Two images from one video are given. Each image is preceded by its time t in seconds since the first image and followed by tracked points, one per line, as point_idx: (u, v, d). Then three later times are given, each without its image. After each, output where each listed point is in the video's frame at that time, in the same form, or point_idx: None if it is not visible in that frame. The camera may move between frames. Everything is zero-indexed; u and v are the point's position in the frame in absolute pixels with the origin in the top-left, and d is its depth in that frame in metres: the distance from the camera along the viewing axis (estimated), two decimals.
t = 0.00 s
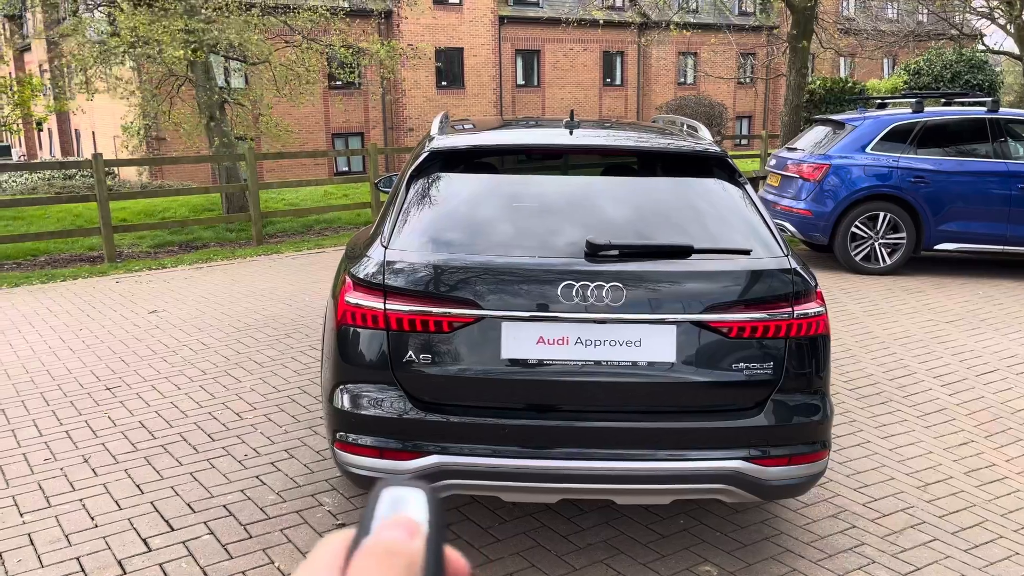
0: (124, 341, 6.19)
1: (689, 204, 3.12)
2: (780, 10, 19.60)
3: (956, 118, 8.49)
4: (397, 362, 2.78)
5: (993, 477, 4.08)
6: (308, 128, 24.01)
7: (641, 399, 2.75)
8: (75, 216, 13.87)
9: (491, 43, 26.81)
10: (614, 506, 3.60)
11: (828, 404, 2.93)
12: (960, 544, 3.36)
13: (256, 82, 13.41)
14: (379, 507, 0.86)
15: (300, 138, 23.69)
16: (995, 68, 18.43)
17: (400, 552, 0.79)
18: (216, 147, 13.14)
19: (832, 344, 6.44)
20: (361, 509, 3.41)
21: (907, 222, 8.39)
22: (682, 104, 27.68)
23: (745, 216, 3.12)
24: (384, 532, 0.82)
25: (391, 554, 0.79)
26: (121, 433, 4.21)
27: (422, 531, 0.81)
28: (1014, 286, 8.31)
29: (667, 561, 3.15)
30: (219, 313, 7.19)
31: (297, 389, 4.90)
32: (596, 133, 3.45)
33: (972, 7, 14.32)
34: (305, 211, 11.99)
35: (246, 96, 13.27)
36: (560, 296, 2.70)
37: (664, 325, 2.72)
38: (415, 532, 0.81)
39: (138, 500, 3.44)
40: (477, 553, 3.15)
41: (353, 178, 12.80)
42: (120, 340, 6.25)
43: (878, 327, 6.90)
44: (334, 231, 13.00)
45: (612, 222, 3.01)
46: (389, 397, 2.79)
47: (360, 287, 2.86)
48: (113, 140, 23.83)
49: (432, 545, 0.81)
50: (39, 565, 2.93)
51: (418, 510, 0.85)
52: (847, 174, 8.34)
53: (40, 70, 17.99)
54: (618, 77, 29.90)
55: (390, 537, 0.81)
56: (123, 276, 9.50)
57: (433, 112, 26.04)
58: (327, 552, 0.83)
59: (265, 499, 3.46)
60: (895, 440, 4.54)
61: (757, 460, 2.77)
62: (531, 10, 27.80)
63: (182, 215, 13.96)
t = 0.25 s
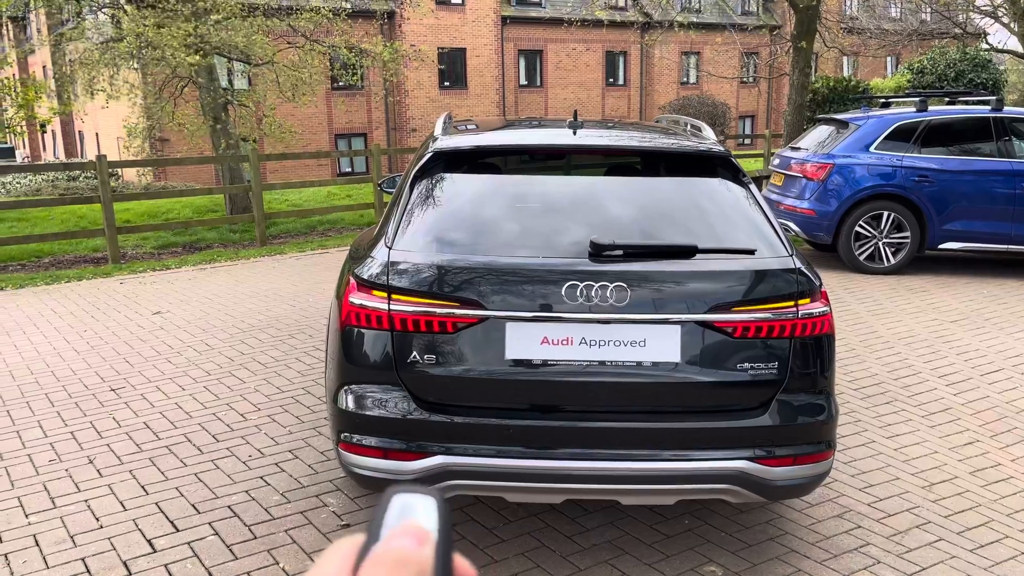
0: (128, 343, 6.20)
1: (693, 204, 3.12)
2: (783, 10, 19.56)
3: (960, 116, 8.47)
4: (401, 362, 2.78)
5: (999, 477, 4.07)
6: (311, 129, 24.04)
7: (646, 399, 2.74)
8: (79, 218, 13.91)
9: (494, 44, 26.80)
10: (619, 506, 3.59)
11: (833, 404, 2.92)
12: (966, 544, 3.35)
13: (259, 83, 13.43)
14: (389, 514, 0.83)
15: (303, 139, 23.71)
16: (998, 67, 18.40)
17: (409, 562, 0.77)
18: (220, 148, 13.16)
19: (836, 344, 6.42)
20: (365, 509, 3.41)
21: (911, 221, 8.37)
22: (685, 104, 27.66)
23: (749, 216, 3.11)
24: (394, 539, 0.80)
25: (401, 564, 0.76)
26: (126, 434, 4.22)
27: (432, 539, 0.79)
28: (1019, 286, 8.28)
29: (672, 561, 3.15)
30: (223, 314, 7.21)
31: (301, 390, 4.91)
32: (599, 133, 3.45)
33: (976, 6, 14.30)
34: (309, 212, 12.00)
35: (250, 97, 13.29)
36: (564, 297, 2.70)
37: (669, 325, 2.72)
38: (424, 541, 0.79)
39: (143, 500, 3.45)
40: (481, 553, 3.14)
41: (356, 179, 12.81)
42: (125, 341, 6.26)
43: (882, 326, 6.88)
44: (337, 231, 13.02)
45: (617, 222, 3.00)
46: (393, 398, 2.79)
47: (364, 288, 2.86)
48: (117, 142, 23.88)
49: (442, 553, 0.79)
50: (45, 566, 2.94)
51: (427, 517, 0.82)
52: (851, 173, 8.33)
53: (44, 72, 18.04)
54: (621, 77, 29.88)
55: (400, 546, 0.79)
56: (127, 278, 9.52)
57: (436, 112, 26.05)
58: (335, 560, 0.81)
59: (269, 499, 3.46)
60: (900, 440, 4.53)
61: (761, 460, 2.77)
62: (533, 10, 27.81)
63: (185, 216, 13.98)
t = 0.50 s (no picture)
0: (131, 343, 6.21)
1: (696, 204, 3.12)
2: (785, 9, 19.54)
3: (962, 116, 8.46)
4: (403, 362, 2.78)
5: (1001, 476, 4.07)
6: (314, 128, 24.06)
7: (648, 399, 2.74)
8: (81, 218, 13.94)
9: (496, 43, 26.80)
10: (620, 505, 3.60)
11: (835, 403, 2.92)
12: (968, 544, 3.34)
13: (262, 84, 13.45)
14: (403, 516, 0.82)
15: (306, 139, 23.75)
16: (1001, 66, 18.36)
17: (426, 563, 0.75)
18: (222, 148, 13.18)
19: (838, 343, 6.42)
20: (368, 509, 3.41)
21: (913, 220, 8.36)
22: (688, 104, 27.64)
23: (751, 215, 3.11)
24: (410, 541, 0.79)
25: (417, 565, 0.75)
26: (129, 434, 4.23)
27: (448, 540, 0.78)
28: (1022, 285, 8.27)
29: (674, 561, 3.15)
30: (225, 314, 7.22)
31: (304, 390, 4.92)
32: (601, 133, 3.45)
33: (979, 5, 14.27)
34: (311, 212, 12.01)
35: (252, 97, 13.30)
36: (566, 296, 2.70)
37: (671, 324, 2.72)
38: (440, 542, 0.78)
39: (146, 500, 3.46)
40: (483, 553, 3.15)
41: (358, 179, 12.81)
42: (128, 341, 6.28)
43: (885, 326, 6.87)
44: (340, 231, 13.03)
45: (619, 222, 3.00)
46: (395, 397, 2.80)
47: (366, 288, 2.87)
48: (119, 142, 23.92)
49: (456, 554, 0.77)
50: (48, 565, 2.95)
51: (443, 519, 0.81)
52: (853, 172, 8.32)
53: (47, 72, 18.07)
54: (623, 77, 29.86)
55: (416, 548, 0.77)
56: (130, 278, 9.53)
57: (438, 112, 26.07)
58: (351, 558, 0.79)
59: (272, 499, 3.47)
60: (902, 439, 4.53)
61: (763, 460, 2.77)
62: (535, 9, 27.81)
63: (188, 217, 14.01)
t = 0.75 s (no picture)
0: (133, 342, 6.23)
1: (698, 203, 3.13)
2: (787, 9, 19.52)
3: (964, 115, 8.45)
4: (404, 361, 2.79)
5: (1003, 476, 4.06)
6: (316, 128, 24.09)
7: (649, 398, 2.75)
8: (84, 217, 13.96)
9: (498, 43, 26.80)
10: (621, 505, 3.60)
11: (837, 403, 2.92)
12: (970, 543, 3.34)
13: (264, 83, 13.48)
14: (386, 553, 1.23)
15: (307, 139, 23.76)
16: (1004, 65, 18.32)
17: None
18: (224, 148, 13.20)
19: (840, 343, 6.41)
20: (369, 508, 3.42)
21: (915, 220, 8.35)
22: (689, 104, 27.64)
23: (753, 215, 3.12)
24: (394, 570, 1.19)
25: None
26: (131, 433, 4.24)
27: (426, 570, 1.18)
28: None
29: (675, 561, 3.15)
30: (227, 314, 7.22)
31: (306, 389, 4.92)
32: (602, 132, 3.46)
33: (981, 4, 14.26)
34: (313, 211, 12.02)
35: (254, 96, 13.31)
36: (567, 295, 2.70)
37: (673, 323, 2.71)
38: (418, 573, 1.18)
39: (148, 499, 3.46)
40: (484, 551, 3.15)
41: (360, 179, 12.83)
42: (129, 341, 6.29)
43: (887, 326, 6.86)
44: (342, 231, 13.04)
45: (622, 221, 3.01)
46: (396, 397, 2.80)
47: (367, 287, 2.87)
48: (121, 142, 23.95)
49: None
50: (50, 564, 2.95)
51: (419, 554, 1.22)
52: (855, 172, 8.31)
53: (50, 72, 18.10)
54: (625, 76, 29.85)
55: None
56: (132, 277, 9.55)
57: (440, 112, 26.08)
58: None
59: (273, 499, 3.47)
60: (904, 439, 4.52)
61: (764, 459, 2.77)
62: (537, 9, 27.81)
63: (190, 216, 14.02)
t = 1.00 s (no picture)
0: (135, 341, 6.23)
1: (697, 199, 3.14)
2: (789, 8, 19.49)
3: (967, 114, 8.43)
4: (404, 358, 2.78)
5: (1005, 475, 4.05)
6: (318, 128, 24.11)
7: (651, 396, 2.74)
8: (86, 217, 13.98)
9: (500, 42, 26.80)
10: (623, 504, 3.59)
11: (838, 402, 2.92)
12: (972, 542, 3.33)
13: (266, 83, 13.48)
14: None
15: (310, 138, 23.77)
16: (1007, 64, 18.28)
17: None
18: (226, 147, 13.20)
19: (842, 342, 6.40)
20: (371, 507, 3.42)
21: (918, 219, 8.33)
22: (692, 103, 27.61)
23: (753, 211, 3.13)
24: None
25: None
26: (133, 432, 4.24)
27: None
28: None
29: (677, 560, 3.14)
30: (229, 313, 7.23)
31: (307, 388, 4.92)
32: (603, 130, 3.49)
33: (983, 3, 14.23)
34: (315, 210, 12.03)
35: (256, 96, 13.31)
36: (569, 284, 2.70)
37: (676, 313, 2.71)
38: None
39: (149, 498, 3.47)
40: (485, 550, 3.15)
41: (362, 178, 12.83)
42: (131, 340, 6.29)
43: (889, 325, 6.85)
44: (344, 230, 13.05)
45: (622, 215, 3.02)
46: (397, 395, 2.80)
47: (368, 285, 2.87)
48: (124, 141, 23.98)
49: None
50: (52, 563, 2.96)
51: None
52: (858, 171, 8.29)
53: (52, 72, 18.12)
54: (627, 76, 29.82)
55: None
56: (134, 277, 9.56)
57: (442, 111, 26.08)
58: None
59: (274, 497, 3.48)
60: (906, 438, 4.52)
61: (766, 458, 2.77)
62: (539, 8, 27.79)
63: (193, 216, 14.04)
